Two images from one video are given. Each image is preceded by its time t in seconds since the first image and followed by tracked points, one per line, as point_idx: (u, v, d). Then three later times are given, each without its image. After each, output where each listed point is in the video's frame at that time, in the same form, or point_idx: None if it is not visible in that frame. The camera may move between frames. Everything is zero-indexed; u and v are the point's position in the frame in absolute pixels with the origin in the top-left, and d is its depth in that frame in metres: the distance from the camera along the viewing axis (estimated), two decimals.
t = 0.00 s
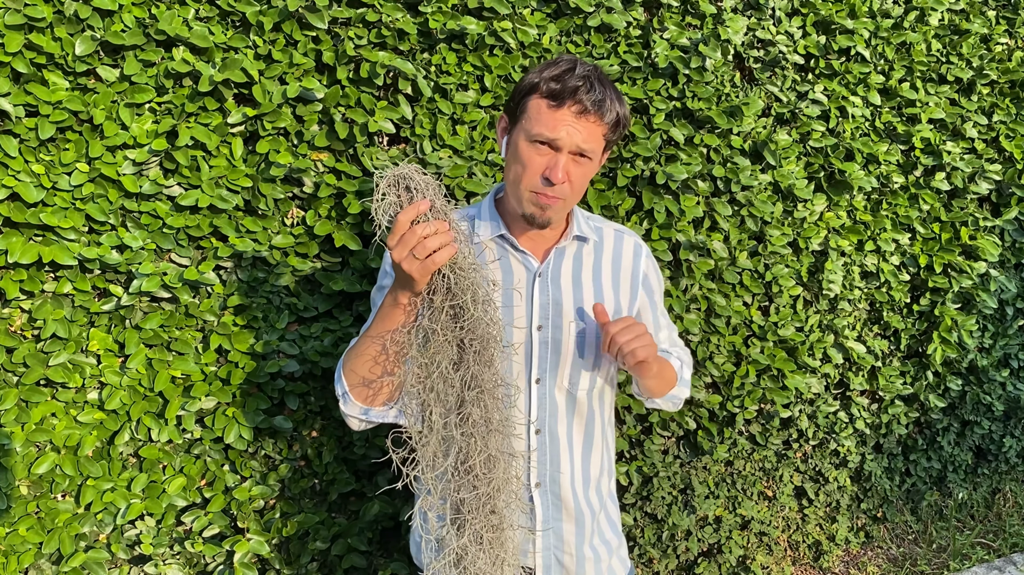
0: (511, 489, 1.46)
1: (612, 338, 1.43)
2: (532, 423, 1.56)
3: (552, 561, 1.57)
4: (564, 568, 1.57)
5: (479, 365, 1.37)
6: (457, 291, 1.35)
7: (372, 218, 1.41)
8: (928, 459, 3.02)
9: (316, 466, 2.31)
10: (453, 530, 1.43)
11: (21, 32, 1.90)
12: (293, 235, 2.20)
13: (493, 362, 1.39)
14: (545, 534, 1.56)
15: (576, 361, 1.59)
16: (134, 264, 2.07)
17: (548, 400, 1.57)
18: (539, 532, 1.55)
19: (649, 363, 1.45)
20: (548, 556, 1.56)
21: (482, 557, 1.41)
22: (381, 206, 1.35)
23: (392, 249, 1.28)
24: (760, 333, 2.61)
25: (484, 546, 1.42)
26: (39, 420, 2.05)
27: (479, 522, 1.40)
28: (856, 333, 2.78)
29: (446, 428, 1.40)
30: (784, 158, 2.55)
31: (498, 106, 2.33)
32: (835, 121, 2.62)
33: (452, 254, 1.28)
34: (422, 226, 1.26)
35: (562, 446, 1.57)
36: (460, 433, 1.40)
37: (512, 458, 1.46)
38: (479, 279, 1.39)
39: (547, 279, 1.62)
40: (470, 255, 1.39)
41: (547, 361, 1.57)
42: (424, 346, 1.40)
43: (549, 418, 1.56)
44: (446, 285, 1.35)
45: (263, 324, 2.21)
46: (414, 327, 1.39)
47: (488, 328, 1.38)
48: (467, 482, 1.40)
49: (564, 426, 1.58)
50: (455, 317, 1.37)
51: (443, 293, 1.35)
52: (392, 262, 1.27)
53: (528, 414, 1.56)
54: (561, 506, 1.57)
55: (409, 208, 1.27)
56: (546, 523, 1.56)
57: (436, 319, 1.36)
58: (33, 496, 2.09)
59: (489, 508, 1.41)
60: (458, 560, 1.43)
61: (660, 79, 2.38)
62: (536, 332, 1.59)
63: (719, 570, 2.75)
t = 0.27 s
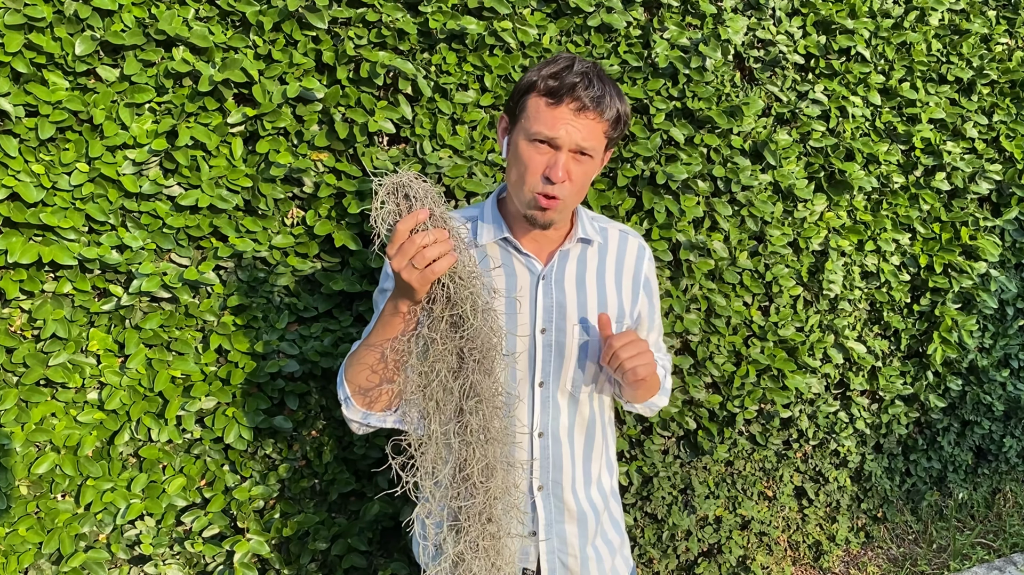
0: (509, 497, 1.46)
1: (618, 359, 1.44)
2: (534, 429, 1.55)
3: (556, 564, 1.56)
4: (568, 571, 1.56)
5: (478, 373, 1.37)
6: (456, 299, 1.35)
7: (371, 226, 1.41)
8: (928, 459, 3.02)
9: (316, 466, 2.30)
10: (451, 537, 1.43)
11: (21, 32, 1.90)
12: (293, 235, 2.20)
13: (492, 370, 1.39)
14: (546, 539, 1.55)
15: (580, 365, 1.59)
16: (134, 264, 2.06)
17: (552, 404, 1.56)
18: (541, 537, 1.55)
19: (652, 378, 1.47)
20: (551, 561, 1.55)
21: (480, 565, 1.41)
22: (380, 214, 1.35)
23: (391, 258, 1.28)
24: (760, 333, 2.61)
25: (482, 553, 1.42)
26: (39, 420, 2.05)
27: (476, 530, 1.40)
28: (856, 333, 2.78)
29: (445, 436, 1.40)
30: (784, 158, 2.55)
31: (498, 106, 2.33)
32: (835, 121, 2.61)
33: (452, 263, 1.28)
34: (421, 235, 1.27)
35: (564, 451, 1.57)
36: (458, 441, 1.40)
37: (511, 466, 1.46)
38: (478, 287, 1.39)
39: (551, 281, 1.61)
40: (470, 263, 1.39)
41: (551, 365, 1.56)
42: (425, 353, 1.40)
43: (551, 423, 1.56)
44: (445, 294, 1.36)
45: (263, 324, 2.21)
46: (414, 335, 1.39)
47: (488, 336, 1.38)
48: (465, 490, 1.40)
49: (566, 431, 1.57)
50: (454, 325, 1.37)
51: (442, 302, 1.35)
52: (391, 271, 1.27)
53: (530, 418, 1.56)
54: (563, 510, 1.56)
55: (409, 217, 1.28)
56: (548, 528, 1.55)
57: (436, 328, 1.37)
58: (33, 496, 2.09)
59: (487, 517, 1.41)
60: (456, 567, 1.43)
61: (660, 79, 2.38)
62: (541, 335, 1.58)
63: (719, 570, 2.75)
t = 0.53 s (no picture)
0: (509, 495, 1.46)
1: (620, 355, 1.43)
2: (535, 426, 1.55)
3: (554, 562, 1.56)
4: (567, 568, 1.57)
5: (477, 371, 1.37)
6: (456, 297, 1.35)
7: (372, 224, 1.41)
8: (928, 459, 3.02)
9: (316, 466, 2.30)
10: (451, 534, 1.43)
11: (21, 32, 1.90)
12: (293, 235, 2.20)
13: (492, 368, 1.39)
14: (546, 537, 1.55)
15: (580, 362, 1.59)
16: (134, 264, 2.06)
17: (552, 401, 1.57)
18: (541, 534, 1.55)
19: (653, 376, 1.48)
20: (551, 557, 1.56)
21: (479, 562, 1.41)
22: (379, 212, 1.34)
23: (391, 255, 1.28)
24: (760, 333, 2.61)
25: (481, 552, 1.41)
26: (39, 420, 2.05)
27: (475, 528, 1.40)
28: (856, 333, 2.78)
29: (445, 433, 1.41)
30: (784, 158, 2.55)
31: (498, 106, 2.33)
32: (835, 121, 2.61)
33: (452, 260, 1.29)
34: (420, 232, 1.26)
35: (564, 449, 1.57)
36: (458, 439, 1.40)
37: (511, 464, 1.46)
38: (478, 284, 1.39)
39: (550, 279, 1.62)
40: (471, 259, 1.38)
41: (550, 362, 1.56)
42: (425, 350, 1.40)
43: (551, 420, 1.56)
44: (445, 291, 1.35)
45: (263, 324, 2.21)
46: (414, 332, 1.39)
47: (487, 334, 1.38)
48: (464, 487, 1.40)
49: (566, 428, 1.57)
50: (454, 323, 1.37)
51: (442, 299, 1.35)
52: (391, 268, 1.28)
53: (530, 415, 1.56)
54: (563, 508, 1.56)
55: (408, 214, 1.28)
56: (547, 526, 1.56)
57: (435, 325, 1.36)
58: (33, 496, 2.09)
59: (486, 515, 1.41)
60: (456, 565, 1.43)
61: (660, 79, 2.38)
62: (541, 332, 1.58)
63: (719, 570, 2.75)
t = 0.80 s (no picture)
0: (510, 491, 1.46)
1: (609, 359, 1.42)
2: (534, 421, 1.56)
3: (554, 557, 1.56)
4: (567, 565, 1.56)
5: (475, 368, 1.37)
6: (453, 294, 1.35)
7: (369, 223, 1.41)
8: (928, 459, 3.02)
9: (316, 466, 2.30)
10: (452, 531, 1.44)
11: (21, 32, 1.90)
12: (293, 235, 2.20)
13: (491, 365, 1.39)
14: (546, 533, 1.55)
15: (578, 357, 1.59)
16: (134, 264, 2.06)
17: (551, 397, 1.57)
18: (541, 530, 1.55)
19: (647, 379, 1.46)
20: (550, 553, 1.56)
21: (480, 559, 1.41)
22: (376, 211, 1.34)
23: (388, 253, 1.28)
24: (760, 333, 2.61)
25: (483, 547, 1.42)
26: (39, 420, 2.05)
27: (477, 525, 1.40)
28: (856, 333, 2.78)
29: (444, 430, 1.41)
30: (784, 158, 2.55)
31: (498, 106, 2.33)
32: (835, 121, 2.61)
33: (449, 259, 1.29)
34: (417, 231, 1.26)
35: (564, 446, 1.56)
36: (457, 436, 1.40)
37: (511, 460, 1.46)
38: (475, 281, 1.39)
39: (548, 275, 1.62)
40: (466, 260, 1.39)
41: (549, 357, 1.57)
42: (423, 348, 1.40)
43: (551, 415, 1.56)
44: (442, 289, 1.35)
45: (263, 324, 2.21)
46: (412, 330, 1.39)
47: (485, 331, 1.38)
48: (465, 484, 1.40)
49: (566, 424, 1.57)
50: (452, 321, 1.37)
51: (440, 297, 1.35)
52: (389, 267, 1.28)
53: (530, 410, 1.56)
54: (564, 504, 1.56)
55: (404, 213, 1.28)
56: (548, 521, 1.56)
57: (433, 323, 1.36)
58: (33, 496, 2.09)
59: (487, 511, 1.41)
60: (457, 561, 1.43)
61: (660, 79, 2.38)
62: (538, 327, 1.58)
63: (719, 570, 2.75)
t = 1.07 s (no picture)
0: (507, 488, 1.46)
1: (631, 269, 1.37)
2: (532, 419, 1.56)
3: (552, 556, 1.56)
4: (565, 564, 1.56)
5: (470, 365, 1.37)
6: (448, 292, 1.35)
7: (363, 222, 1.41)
8: (928, 459, 3.01)
9: (316, 466, 2.30)
10: (450, 528, 1.44)
11: (21, 32, 1.90)
12: (293, 235, 2.20)
13: (486, 362, 1.39)
14: (544, 530, 1.55)
15: (576, 354, 1.59)
16: (134, 264, 2.06)
17: (549, 395, 1.57)
18: (539, 528, 1.55)
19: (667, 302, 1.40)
20: (547, 551, 1.56)
21: (478, 555, 1.42)
22: (371, 210, 1.35)
23: (383, 251, 1.29)
24: (760, 333, 2.61)
25: (481, 543, 1.42)
26: (39, 420, 2.05)
27: (474, 521, 1.40)
28: (856, 333, 2.78)
29: (440, 427, 1.41)
30: (784, 158, 2.55)
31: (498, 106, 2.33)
32: (836, 121, 2.61)
33: (442, 256, 1.29)
34: (410, 229, 1.26)
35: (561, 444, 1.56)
36: (453, 433, 1.40)
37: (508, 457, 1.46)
38: (469, 279, 1.39)
39: (545, 273, 1.62)
40: (461, 256, 1.39)
41: (547, 354, 1.57)
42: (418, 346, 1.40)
43: (548, 413, 1.56)
44: (437, 286, 1.36)
45: (263, 324, 2.21)
46: (407, 328, 1.39)
47: (480, 328, 1.38)
48: (462, 481, 1.40)
49: (564, 422, 1.57)
50: (447, 318, 1.37)
51: (434, 295, 1.36)
52: (383, 265, 1.28)
53: (528, 408, 1.56)
54: (562, 502, 1.55)
55: (398, 211, 1.28)
56: (546, 519, 1.55)
57: (428, 320, 1.36)
58: (33, 496, 2.09)
59: (485, 507, 1.41)
60: (455, 558, 1.43)
61: (660, 79, 2.38)
62: (536, 325, 1.59)
63: (719, 570, 2.75)
